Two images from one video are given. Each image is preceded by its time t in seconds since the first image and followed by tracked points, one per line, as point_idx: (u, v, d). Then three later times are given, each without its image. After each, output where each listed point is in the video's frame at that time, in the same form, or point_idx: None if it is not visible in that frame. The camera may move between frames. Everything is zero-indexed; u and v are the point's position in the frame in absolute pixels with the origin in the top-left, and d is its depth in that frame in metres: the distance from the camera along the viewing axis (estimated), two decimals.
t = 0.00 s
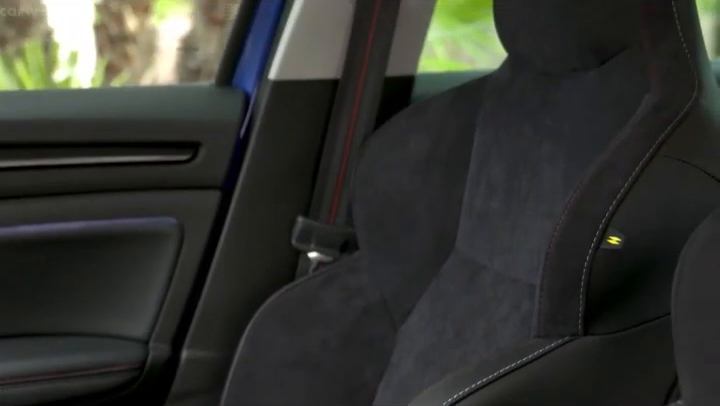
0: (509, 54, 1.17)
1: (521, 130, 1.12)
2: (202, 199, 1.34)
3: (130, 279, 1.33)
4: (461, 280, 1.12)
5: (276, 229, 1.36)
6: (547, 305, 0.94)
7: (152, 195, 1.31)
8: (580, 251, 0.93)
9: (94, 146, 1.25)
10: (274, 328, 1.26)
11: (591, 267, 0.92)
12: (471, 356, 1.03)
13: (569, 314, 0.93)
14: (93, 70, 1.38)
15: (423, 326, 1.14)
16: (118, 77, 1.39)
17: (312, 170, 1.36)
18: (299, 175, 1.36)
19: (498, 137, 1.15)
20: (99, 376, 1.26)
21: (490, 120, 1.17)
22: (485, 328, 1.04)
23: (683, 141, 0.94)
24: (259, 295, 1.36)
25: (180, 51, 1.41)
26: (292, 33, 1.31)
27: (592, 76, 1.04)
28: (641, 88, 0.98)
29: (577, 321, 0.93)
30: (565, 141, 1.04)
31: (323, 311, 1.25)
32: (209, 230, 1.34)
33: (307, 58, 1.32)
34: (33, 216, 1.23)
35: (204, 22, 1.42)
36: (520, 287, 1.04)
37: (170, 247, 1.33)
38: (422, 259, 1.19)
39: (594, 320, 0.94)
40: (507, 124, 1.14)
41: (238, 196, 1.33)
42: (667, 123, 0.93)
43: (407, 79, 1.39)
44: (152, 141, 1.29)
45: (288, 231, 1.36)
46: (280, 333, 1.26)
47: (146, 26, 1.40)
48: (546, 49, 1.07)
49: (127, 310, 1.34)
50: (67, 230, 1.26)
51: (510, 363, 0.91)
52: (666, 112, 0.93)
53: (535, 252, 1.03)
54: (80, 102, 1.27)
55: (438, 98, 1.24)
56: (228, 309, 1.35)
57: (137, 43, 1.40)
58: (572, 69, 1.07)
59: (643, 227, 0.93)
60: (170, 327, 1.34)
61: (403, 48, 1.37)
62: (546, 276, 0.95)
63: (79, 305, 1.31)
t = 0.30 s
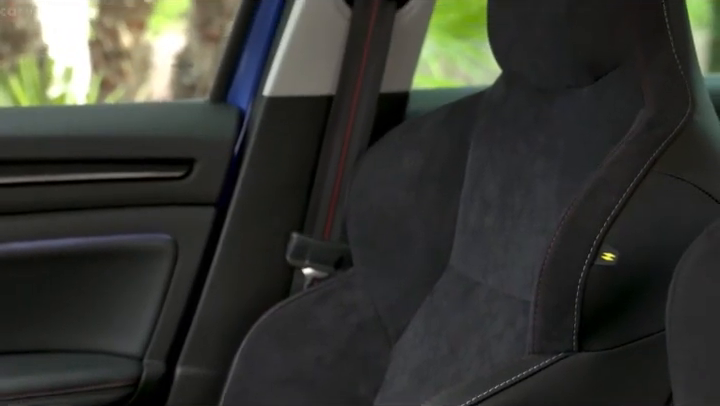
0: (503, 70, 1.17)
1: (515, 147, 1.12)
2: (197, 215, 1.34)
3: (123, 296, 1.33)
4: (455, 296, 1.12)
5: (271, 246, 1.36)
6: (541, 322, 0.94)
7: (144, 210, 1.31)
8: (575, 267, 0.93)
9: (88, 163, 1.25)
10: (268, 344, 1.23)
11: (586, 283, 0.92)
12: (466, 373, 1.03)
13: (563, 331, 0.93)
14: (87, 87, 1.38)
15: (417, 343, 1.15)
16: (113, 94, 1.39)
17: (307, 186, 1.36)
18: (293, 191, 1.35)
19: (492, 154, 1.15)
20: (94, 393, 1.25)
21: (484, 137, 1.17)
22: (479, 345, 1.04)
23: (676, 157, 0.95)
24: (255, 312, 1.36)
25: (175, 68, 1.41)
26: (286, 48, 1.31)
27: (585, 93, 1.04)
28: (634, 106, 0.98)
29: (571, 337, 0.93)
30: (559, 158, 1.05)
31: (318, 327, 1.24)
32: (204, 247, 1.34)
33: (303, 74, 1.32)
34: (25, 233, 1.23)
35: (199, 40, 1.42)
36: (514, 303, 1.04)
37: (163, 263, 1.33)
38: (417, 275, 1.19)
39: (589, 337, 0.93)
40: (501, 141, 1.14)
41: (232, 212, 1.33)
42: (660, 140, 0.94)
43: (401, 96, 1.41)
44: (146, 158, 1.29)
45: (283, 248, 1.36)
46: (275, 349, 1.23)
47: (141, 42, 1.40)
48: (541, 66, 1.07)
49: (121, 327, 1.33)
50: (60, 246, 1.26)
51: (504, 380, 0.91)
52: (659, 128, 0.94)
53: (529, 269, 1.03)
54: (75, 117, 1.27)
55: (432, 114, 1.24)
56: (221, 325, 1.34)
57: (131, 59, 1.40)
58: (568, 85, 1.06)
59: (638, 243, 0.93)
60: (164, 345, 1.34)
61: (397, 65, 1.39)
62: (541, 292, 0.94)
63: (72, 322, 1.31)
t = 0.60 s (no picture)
0: (499, 85, 1.17)
1: (513, 162, 1.12)
2: (194, 229, 1.34)
3: (121, 310, 1.33)
4: (452, 310, 1.13)
5: (268, 261, 1.36)
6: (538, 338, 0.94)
7: (143, 225, 1.30)
8: (571, 282, 0.93)
9: (86, 177, 1.25)
10: (265, 358, 1.23)
11: (582, 299, 0.92)
12: (463, 387, 1.03)
13: (560, 346, 0.93)
14: (84, 101, 1.40)
15: (414, 357, 1.15)
16: (108, 107, 1.41)
17: (303, 203, 1.36)
18: (291, 207, 1.36)
19: (488, 169, 1.15)
20: None
21: (480, 152, 1.18)
22: (475, 359, 1.04)
23: (672, 172, 0.95)
24: (253, 326, 1.36)
25: (171, 82, 1.46)
26: (283, 63, 1.31)
27: (581, 107, 1.04)
28: (630, 121, 0.98)
29: (568, 351, 0.93)
30: (555, 172, 1.05)
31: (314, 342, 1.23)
32: (200, 262, 1.34)
33: (298, 89, 1.32)
34: (22, 247, 1.23)
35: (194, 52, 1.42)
36: (510, 317, 1.04)
37: (161, 277, 1.33)
38: (414, 290, 1.20)
39: (585, 351, 0.93)
40: (498, 156, 1.15)
41: (228, 227, 1.34)
42: (657, 153, 0.94)
43: (396, 110, 1.41)
44: (143, 172, 1.29)
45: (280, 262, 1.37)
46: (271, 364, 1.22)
47: (137, 57, 1.49)
48: (537, 81, 1.08)
49: (118, 342, 1.33)
50: (57, 260, 1.26)
51: (499, 396, 0.91)
52: (655, 143, 0.94)
53: (525, 284, 1.04)
54: (72, 132, 1.27)
55: (428, 129, 1.24)
56: (217, 340, 1.34)
57: (128, 74, 1.49)
58: (564, 100, 1.07)
59: (633, 258, 0.93)
60: (161, 360, 1.34)
61: (392, 80, 1.39)
62: (537, 306, 0.95)
63: (68, 337, 1.30)
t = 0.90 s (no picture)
0: (495, 102, 1.18)
1: (509, 178, 1.12)
2: (191, 245, 1.33)
3: (115, 329, 1.32)
4: (448, 327, 1.13)
5: (265, 280, 1.35)
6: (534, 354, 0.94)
7: (139, 242, 1.30)
8: (567, 299, 0.93)
9: (85, 194, 1.25)
10: (260, 374, 1.23)
11: (578, 315, 0.93)
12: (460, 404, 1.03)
13: (557, 363, 0.92)
14: (81, 117, 1.41)
15: (410, 374, 1.15)
16: (105, 124, 1.42)
17: (300, 220, 1.36)
18: (287, 224, 1.35)
19: (485, 186, 1.16)
20: None
21: (476, 169, 1.18)
22: (471, 375, 1.04)
23: (668, 189, 0.95)
24: (249, 343, 1.35)
25: (168, 98, 1.44)
26: (278, 81, 1.32)
27: (578, 123, 1.05)
28: (625, 138, 0.98)
29: (564, 367, 0.92)
30: (551, 188, 1.05)
31: (310, 359, 1.22)
32: (197, 278, 1.34)
33: (295, 104, 1.33)
34: (19, 264, 1.22)
35: (192, 69, 1.44)
36: (507, 334, 1.04)
37: (157, 294, 1.32)
38: (410, 307, 1.20)
39: (581, 368, 0.92)
40: (494, 172, 1.15)
41: (224, 244, 1.33)
42: (652, 170, 0.94)
43: (392, 126, 1.42)
44: (139, 188, 1.29)
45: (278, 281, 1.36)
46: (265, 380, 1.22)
47: (134, 72, 1.45)
48: (532, 98, 1.08)
49: (114, 358, 1.32)
50: (55, 277, 1.25)
51: None
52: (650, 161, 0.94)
53: (522, 300, 1.04)
54: (69, 149, 1.27)
55: (425, 146, 1.25)
56: (213, 358, 1.33)
57: (125, 90, 1.46)
58: (560, 117, 1.07)
59: (629, 276, 0.93)
60: (157, 377, 1.33)
61: (388, 97, 1.40)
62: (532, 323, 0.94)
63: (64, 353, 1.30)
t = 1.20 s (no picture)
0: (491, 116, 1.18)
1: (504, 191, 1.13)
2: (186, 259, 1.33)
3: (109, 343, 1.31)
4: (444, 340, 1.13)
5: (261, 293, 1.35)
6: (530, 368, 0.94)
7: (134, 255, 1.29)
8: (562, 313, 0.93)
9: (78, 207, 1.25)
10: (257, 389, 1.21)
11: (574, 330, 0.92)
12: None
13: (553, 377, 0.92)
14: (77, 130, 1.42)
15: (406, 387, 1.15)
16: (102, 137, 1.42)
17: (296, 234, 1.37)
18: (284, 238, 1.36)
19: (480, 199, 1.16)
20: None
21: (473, 181, 1.18)
22: (468, 388, 1.05)
23: (664, 202, 0.95)
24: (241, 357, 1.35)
25: (163, 111, 1.47)
26: (274, 95, 1.32)
27: (573, 138, 1.05)
28: (620, 152, 0.98)
29: (560, 381, 0.92)
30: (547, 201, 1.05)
31: (306, 373, 1.21)
32: (192, 292, 1.33)
33: (290, 118, 1.33)
34: (13, 277, 1.21)
35: (188, 82, 1.45)
36: (503, 347, 1.05)
37: (153, 308, 1.31)
38: (406, 319, 1.20)
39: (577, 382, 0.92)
40: (490, 186, 1.15)
41: (220, 257, 1.33)
42: (648, 184, 0.94)
43: (388, 140, 1.43)
44: (132, 202, 1.28)
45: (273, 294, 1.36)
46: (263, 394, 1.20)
47: (130, 86, 1.49)
48: (528, 112, 1.08)
49: (110, 373, 1.31)
50: (49, 291, 1.24)
51: None
52: (646, 174, 0.95)
53: (517, 313, 1.05)
54: (64, 163, 1.27)
55: (421, 160, 1.25)
56: (209, 372, 1.33)
57: (121, 103, 1.48)
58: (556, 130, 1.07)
59: (625, 290, 0.93)
60: (153, 391, 1.32)
61: (384, 111, 1.40)
62: (528, 338, 0.94)
63: (59, 369, 1.28)
